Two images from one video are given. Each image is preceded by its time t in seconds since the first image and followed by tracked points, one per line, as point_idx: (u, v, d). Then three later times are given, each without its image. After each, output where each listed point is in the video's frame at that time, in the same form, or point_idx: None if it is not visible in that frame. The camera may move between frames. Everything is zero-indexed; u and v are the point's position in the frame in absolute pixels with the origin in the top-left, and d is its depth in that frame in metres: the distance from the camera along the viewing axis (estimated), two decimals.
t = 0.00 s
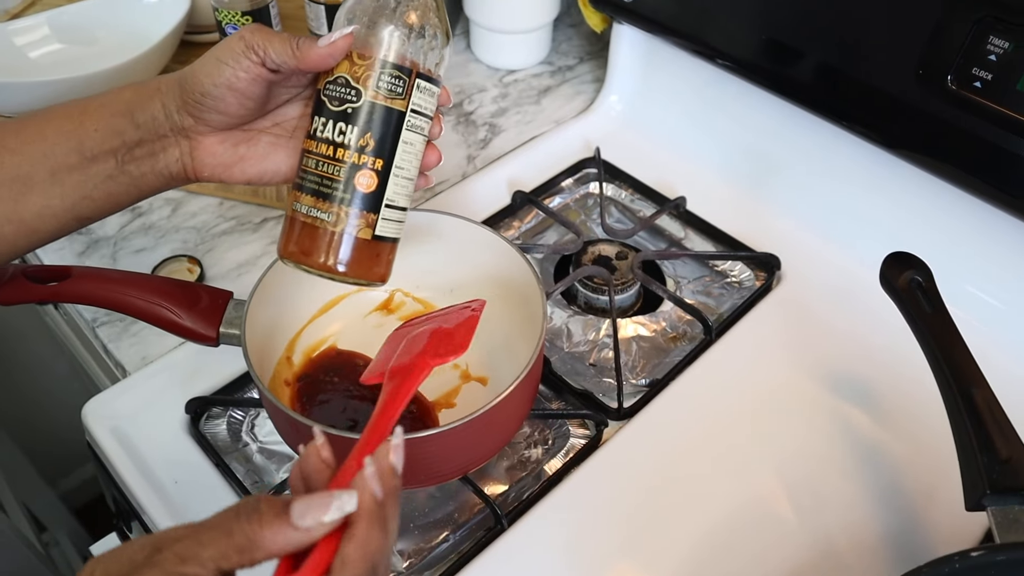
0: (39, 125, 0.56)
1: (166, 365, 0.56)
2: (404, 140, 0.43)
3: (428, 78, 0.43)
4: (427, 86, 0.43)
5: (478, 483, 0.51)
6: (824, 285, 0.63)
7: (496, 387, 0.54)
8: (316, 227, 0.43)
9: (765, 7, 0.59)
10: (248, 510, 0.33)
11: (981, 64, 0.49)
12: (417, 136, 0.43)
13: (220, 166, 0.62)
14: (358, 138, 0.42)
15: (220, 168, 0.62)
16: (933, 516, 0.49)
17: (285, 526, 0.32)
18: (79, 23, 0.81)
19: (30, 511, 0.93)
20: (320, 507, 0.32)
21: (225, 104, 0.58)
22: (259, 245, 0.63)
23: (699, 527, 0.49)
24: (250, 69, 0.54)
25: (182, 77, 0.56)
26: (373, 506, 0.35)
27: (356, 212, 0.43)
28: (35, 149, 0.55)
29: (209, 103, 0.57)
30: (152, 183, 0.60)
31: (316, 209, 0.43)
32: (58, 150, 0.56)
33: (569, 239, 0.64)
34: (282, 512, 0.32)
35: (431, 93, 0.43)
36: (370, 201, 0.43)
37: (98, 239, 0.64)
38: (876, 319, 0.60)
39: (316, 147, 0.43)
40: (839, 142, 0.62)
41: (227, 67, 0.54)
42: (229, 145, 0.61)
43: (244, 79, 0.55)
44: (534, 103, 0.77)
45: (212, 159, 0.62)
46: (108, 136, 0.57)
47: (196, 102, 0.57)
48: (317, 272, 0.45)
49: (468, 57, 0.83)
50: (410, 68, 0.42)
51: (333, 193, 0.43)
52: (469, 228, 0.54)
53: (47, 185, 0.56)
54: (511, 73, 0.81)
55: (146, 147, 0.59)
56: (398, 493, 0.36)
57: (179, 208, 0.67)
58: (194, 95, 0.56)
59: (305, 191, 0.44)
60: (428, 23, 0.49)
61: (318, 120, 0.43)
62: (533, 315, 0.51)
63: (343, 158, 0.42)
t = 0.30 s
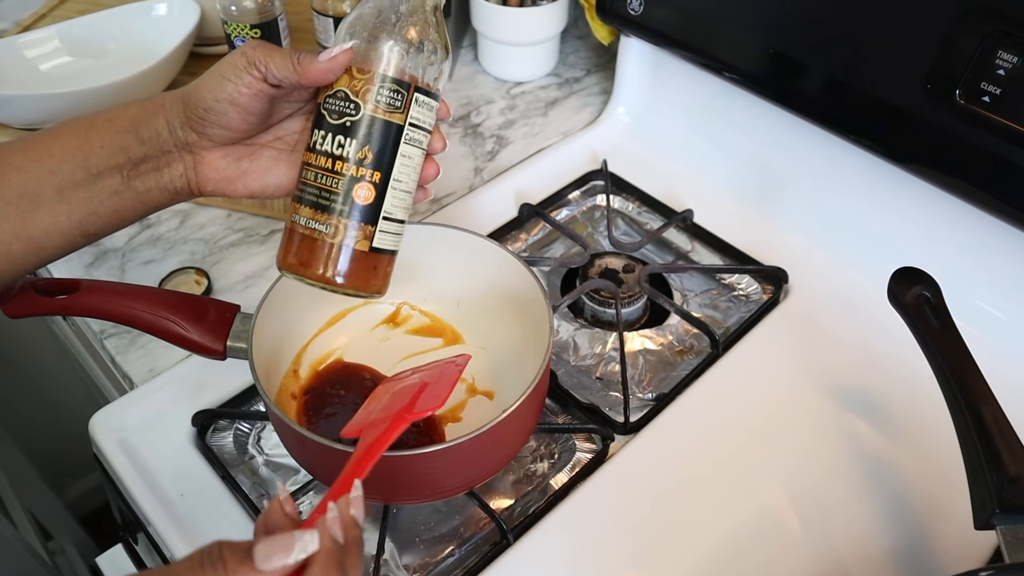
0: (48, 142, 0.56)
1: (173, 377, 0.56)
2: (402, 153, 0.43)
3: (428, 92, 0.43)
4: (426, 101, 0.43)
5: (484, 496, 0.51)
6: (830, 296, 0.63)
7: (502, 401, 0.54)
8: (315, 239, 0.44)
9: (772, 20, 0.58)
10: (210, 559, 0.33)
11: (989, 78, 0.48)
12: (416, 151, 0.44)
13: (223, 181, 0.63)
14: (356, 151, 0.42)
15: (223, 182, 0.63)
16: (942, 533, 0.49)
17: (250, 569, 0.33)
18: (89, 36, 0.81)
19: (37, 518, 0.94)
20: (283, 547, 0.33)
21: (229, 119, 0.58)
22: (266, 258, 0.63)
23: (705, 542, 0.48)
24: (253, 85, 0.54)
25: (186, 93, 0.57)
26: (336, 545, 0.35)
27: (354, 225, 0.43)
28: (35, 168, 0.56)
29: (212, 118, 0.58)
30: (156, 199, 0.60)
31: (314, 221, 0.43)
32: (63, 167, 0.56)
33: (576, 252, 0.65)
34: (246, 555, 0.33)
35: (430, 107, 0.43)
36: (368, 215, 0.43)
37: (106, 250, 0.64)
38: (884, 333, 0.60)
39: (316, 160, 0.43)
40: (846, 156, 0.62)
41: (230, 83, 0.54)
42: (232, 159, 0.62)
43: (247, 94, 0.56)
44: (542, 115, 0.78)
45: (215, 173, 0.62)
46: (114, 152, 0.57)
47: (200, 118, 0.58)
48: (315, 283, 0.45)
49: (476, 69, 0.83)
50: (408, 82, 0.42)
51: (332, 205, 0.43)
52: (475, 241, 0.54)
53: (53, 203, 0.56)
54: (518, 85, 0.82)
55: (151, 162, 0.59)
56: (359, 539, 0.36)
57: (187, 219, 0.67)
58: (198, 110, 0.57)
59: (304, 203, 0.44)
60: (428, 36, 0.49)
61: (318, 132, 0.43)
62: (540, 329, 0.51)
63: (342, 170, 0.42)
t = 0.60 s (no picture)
0: (54, 146, 0.56)
1: (179, 386, 0.56)
2: (404, 142, 0.43)
3: (431, 82, 0.43)
4: (430, 91, 0.43)
5: (491, 507, 0.51)
6: (838, 303, 0.62)
7: (509, 410, 0.53)
8: (317, 229, 0.43)
9: (779, 28, 0.58)
10: (225, 551, 0.34)
11: (1000, 87, 0.48)
12: (417, 141, 0.43)
13: (226, 180, 0.63)
14: (359, 139, 0.42)
15: (226, 181, 0.62)
16: (952, 544, 0.48)
17: (264, 560, 0.33)
18: (97, 44, 0.81)
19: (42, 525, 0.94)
20: (296, 537, 0.33)
21: (230, 116, 0.58)
22: (273, 266, 0.63)
23: (712, 553, 0.48)
24: (255, 80, 0.54)
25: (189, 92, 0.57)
26: (354, 531, 0.35)
27: (357, 214, 0.43)
28: (43, 172, 0.56)
29: (214, 115, 0.57)
30: (161, 199, 0.60)
31: (314, 211, 0.43)
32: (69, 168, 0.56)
33: (583, 261, 0.65)
34: (260, 544, 0.34)
35: (431, 97, 0.44)
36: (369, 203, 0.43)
37: (112, 258, 0.64)
38: (893, 342, 0.60)
39: (317, 149, 0.43)
40: (853, 165, 0.61)
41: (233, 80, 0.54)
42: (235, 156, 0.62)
43: (249, 91, 0.55)
44: (549, 123, 0.78)
45: (219, 172, 0.62)
46: (118, 153, 0.57)
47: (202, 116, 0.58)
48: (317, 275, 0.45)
49: (482, 77, 0.83)
50: (412, 71, 0.42)
51: (334, 195, 0.43)
52: (483, 250, 0.53)
53: (59, 207, 0.56)
54: (525, 93, 0.82)
55: (155, 163, 0.59)
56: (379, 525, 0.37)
57: (194, 227, 0.67)
58: (200, 108, 0.57)
59: (305, 194, 0.44)
60: (431, 27, 0.49)
61: (320, 123, 0.43)
62: (548, 338, 0.50)
63: (344, 159, 0.42)
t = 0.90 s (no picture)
0: (57, 149, 0.57)
1: (185, 391, 0.56)
2: (390, 118, 0.43)
3: (410, 53, 0.43)
4: (410, 63, 0.43)
5: (496, 513, 0.51)
6: (844, 309, 0.62)
7: (515, 417, 0.53)
8: (314, 214, 0.44)
9: (784, 32, 0.58)
10: (203, 524, 0.32)
11: (1007, 93, 0.48)
12: (403, 116, 0.43)
13: (221, 179, 0.62)
14: (345, 120, 0.42)
15: (222, 180, 0.62)
16: (958, 551, 0.48)
17: (238, 527, 0.31)
18: (105, 50, 0.82)
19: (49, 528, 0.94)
20: (269, 503, 0.32)
21: (219, 115, 0.58)
22: (279, 270, 0.64)
23: (717, 559, 0.48)
24: (238, 77, 0.54)
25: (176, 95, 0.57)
26: (330, 499, 0.33)
27: (351, 194, 0.43)
28: (39, 174, 0.56)
29: (203, 116, 0.57)
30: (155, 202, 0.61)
31: (309, 196, 0.43)
32: (58, 174, 0.56)
33: (588, 266, 0.65)
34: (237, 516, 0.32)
35: (413, 70, 0.43)
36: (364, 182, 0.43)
37: (119, 262, 0.64)
38: (899, 347, 0.60)
39: (305, 134, 0.43)
40: (860, 170, 0.61)
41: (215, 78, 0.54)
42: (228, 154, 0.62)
43: (234, 88, 0.55)
44: (555, 128, 0.78)
45: (213, 172, 0.62)
46: (109, 157, 0.58)
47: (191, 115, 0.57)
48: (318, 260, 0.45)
49: (488, 82, 0.84)
50: (390, 46, 0.42)
51: (327, 178, 0.43)
52: (489, 256, 0.53)
53: (51, 210, 0.57)
54: (531, 97, 0.82)
55: (148, 167, 0.59)
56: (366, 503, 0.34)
57: (200, 232, 0.67)
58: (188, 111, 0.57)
59: (298, 179, 0.44)
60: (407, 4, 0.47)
61: (304, 106, 0.43)
62: (554, 344, 0.50)
63: (333, 141, 0.42)
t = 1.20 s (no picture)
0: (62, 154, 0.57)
1: (189, 396, 0.56)
2: (388, 124, 0.43)
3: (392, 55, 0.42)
4: (393, 63, 0.42)
5: (501, 518, 0.50)
6: (851, 315, 0.62)
7: (521, 422, 0.53)
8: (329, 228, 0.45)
9: (790, 36, 0.58)
10: (206, 545, 0.32)
11: (1017, 98, 0.48)
12: (397, 114, 0.43)
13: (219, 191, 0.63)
14: (347, 140, 0.42)
15: (220, 191, 0.63)
16: (967, 559, 0.48)
17: (242, 548, 0.32)
18: (109, 53, 0.82)
19: (52, 532, 0.94)
20: (273, 522, 0.32)
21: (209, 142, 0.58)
22: (284, 275, 0.63)
23: (723, 566, 0.48)
24: (222, 109, 0.53)
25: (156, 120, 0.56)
26: (334, 516, 0.34)
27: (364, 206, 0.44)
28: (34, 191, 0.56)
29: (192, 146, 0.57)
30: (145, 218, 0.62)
31: (324, 215, 0.44)
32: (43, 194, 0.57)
33: (594, 271, 0.65)
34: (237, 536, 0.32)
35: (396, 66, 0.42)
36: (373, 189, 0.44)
37: (123, 267, 0.64)
38: (907, 354, 0.59)
39: (303, 155, 0.43)
40: (867, 176, 0.61)
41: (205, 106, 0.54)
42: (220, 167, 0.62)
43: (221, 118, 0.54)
44: (560, 132, 0.77)
45: (209, 188, 0.62)
46: (92, 180, 0.57)
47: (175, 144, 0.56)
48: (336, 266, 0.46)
49: (493, 86, 0.84)
50: (374, 55, 0.40)
51: (336, 195, 0.43)
52: (495, 261, 0.53)
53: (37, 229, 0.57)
54: (536, 102, 0.82)
55: (135, 190, 0.59)
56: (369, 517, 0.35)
57: (205, 236, 0.67)
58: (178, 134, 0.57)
59: (306, 197, 0.44)
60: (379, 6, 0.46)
61: (295, 126, 0.42)
62: (561, 350, 0.50)
63: (337, 161, 0.42)
